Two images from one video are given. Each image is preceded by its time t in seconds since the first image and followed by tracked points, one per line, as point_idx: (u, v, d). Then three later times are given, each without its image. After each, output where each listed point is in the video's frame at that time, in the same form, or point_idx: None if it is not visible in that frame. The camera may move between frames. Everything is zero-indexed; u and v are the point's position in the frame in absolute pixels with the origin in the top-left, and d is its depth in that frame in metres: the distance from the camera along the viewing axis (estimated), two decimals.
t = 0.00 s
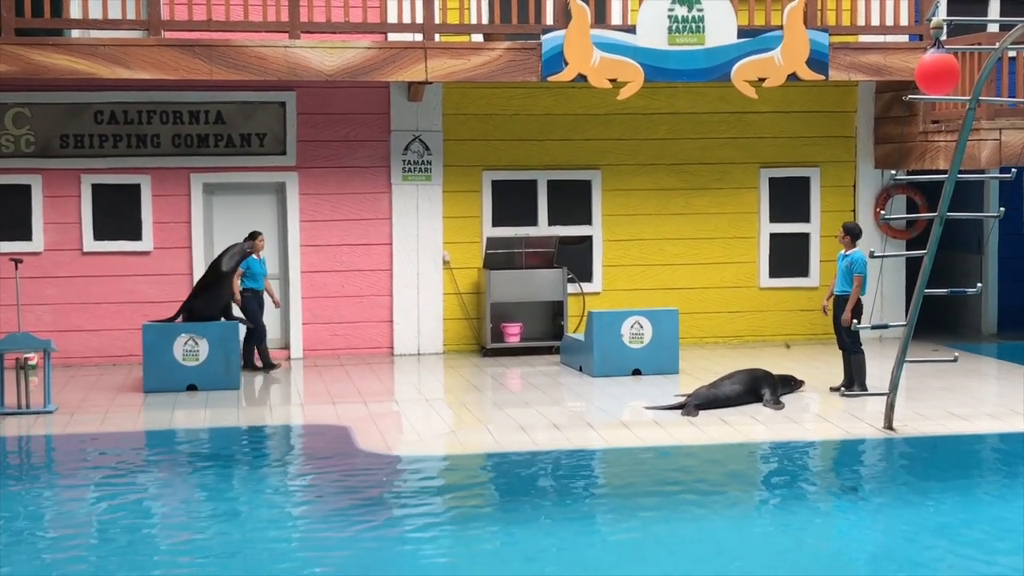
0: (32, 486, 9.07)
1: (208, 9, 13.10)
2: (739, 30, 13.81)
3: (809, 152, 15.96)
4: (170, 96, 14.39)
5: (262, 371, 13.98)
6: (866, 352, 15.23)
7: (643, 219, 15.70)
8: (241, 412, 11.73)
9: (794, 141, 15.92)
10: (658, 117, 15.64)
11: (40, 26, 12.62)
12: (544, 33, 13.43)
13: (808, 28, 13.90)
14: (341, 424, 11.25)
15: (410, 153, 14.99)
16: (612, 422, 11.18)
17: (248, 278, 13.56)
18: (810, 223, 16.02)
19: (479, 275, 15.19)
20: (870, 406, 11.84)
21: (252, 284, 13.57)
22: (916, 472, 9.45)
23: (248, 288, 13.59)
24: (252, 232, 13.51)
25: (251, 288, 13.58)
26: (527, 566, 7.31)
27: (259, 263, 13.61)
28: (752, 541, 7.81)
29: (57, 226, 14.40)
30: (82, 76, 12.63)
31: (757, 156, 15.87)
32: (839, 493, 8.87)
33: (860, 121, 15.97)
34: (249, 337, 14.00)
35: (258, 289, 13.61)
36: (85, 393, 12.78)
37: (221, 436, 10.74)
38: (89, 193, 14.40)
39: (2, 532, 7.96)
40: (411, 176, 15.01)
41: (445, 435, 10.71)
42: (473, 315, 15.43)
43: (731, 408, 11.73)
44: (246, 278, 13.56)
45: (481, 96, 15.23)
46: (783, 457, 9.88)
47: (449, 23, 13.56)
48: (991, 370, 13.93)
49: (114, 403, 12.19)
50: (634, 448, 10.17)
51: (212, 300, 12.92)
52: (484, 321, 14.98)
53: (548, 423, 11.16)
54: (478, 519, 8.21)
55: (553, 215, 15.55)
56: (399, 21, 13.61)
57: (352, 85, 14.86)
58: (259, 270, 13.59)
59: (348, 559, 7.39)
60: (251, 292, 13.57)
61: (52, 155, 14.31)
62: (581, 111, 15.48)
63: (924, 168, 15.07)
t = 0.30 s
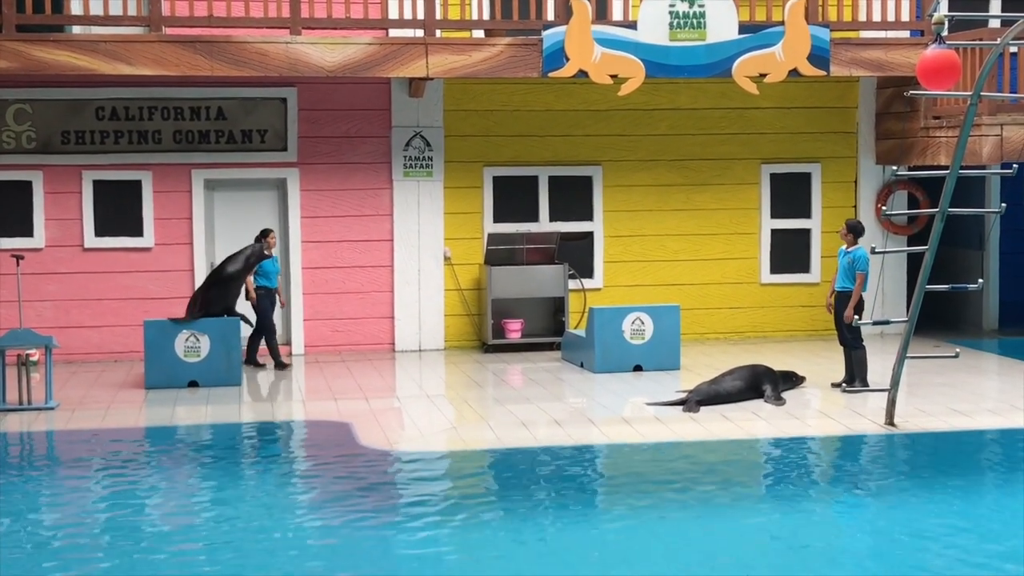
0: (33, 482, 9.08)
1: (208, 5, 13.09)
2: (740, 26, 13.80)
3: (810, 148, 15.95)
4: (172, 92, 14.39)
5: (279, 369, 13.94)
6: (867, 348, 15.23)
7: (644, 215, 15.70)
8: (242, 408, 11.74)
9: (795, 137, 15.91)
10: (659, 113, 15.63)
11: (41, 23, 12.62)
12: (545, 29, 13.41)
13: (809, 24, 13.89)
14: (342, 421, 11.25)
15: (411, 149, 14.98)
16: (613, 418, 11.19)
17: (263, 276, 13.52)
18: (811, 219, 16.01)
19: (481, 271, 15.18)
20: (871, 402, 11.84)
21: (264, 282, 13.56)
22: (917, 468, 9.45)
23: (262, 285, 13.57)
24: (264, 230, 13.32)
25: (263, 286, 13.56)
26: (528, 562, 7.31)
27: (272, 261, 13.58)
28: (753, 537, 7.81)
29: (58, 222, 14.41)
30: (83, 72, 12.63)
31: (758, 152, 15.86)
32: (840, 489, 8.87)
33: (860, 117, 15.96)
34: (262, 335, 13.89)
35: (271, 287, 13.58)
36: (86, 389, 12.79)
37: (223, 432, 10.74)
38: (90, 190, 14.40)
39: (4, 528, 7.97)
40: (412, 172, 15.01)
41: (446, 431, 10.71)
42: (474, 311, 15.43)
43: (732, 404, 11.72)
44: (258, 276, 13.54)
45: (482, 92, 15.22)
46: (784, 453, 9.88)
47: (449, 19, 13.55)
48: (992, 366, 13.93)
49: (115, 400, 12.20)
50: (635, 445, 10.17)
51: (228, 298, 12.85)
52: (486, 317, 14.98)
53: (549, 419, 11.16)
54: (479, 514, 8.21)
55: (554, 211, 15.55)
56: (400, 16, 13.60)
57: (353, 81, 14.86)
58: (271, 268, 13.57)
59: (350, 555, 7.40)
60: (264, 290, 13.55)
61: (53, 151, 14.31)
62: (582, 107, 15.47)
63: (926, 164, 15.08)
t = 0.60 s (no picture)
0: (31, 480, 9.07)
1: (206, 3, 13.08)
2: (739, 25, 13.80)
3: (808, 147, 15.95)
4: (170, 90, 14.38)
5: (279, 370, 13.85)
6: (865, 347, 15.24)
7: (642, 214, 15.70)
8: (239, 406, 11.74)
9: (793, 136, 15.92)
10: (658, 112, 15.62)
11: (39, 20, 12.61)
12: (544, 28, 13.41)
13: (808, 22, 13.89)
14: (340, 419, 11.24)
15: (410, 148, 14.97)
16: (612, 417, 11.19)
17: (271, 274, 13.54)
18: (809, 218, 16.02)
19: (479, 270, 15.18)
20: (869, 401, 11.84)
21: (273, 280, 13.57)
22: (915, 467, 9.46)
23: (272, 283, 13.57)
24: (272, 227, 13.66)
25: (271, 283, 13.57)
26: (528, 561, 7.30)
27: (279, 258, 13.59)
28: (751, 536, 7.81)
29: (55, 220, 14.39)
30: (81, 70, 12.62)
31: (757, 151, 15.87)
32: (839, 488, 8.87)
33: (859, 116, 15.96)
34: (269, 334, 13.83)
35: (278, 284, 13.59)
36: (84, 387, 12.78)
37: (221, 431, 10.73)
38: (87, 187, 14.39)
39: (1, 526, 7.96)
40: (410, 171, 15.00)
41: (445, 430, 10.71)
42: (472, 310, 15.42)
43: (730, 403, 11.72)
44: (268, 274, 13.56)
45: (480, 91, 15.22)
46: (782, 452, 9.88)
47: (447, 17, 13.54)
48: (990, 365, 13.94)
49: (113, 398, 12.18)
50: (633, 443, 10.17)
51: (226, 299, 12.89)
52: (484, 315, 14.98)
53: (547, 418, 11.15)
54: (477, 513, 8.21)
55: (553, 210, 15.54)
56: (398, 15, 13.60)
57: (351, 80, 14.85)
58: (279, 265, 13.55)
59: (349, 554, 7.39)
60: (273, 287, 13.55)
61: (51, 149, 14.29)
62: (580, 105, 15.47)
63: (924, 163, 15.08)
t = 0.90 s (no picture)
0: (29, 480, 9.07)
1: (204, 4, 13.08)
2: (736, 27, 13.81)
3: (805, 149, 15.97)
4: (167, 91, 14.38)
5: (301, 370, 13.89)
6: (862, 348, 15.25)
7: (639, 215, 15.70)
8: (237, 407, 11.74)
9: (791, 138, 15.93)
10: (655, 113, 15.64)
11: (37, 20, 12.61)
12: (541, 29, 13.42)
13: (805, 24, 13.90)
14: (338, 420, 11.24)
15: (407, 148, 14.97)
16: (609, 418, 11.19)
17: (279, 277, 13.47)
18: (806, 219, 16.03)
19: (476, 271, 15.18)
20: (866, 402, 11.85)
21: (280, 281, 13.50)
22: (912, 468, 9.47)
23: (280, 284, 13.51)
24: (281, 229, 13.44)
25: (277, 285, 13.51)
26: (525, 561, 7.31)
27: (287, 259, 13.50)
28: (747, 537, 7.82)
29: (53, 221, 14.39)
30: (79, 71, 12.62)
31: (754, 153, 15.88)
32: (835, 489, 8.88)
33: (856, 117, 15.98)
34: (269, 334, 13.79)
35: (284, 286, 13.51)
36: (81, 388, 12.77)
37: (218, 431, 10.73)
38: (85, 188, 14.39)
39: None
40: (408, 172, 15.00)
41: (442, 430, 10.72)
42: (469, 311, 15.43)
43: (727, 404, 11.72)
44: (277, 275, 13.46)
45: (478, 92, 15.23)
46: (778, 453, 9.89)
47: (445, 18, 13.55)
48: (987, 367, 13.95)
49: (110, 398, 12.18)
50: (630, 444, 10.18)
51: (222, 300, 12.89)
52: (481, 316, 14.99)
53: (544, 419, 11.15)
54: (474, 514, 8.21)
55: (550, 211, 15.55)
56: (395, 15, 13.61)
57: (349, 80, 14.85)
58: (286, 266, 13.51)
59: (345, 555, 7.39)
60: (279, 289, 13.49)
61: (49, 150, 14.29)
62: (577, 107, 15.48)
63: (921, 164, 15.09)
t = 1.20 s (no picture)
0: (25, 483, 9.06)
1: (201, 7, 13.08)
2: (733, 30, 13.82)
3: (802, 152, 15.98)
4: (164, 93, 14.37)
5: (313, 374, 13.80)
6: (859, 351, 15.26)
7: (636, 218, 15.71)
8: (234, 410, 11.73)
9: (788, 141, 15.94)
10: (652, 116, 15.65)
11: (34, 23, 12.61)
12: (538, 32, 13.44)
13: (801, 27, 13.92)
14: (335, 423, 11.23)
15: (404, 151, 14.97)
16: (606, 421, 11.19)
17: (291, 281, 13.38)
18: (803, 222, 16.04)
19: (473, 274, 15.18)
20: (863, 405, 11.85)
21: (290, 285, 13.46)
22: (908, 472, 9.47)
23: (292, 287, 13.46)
24: (294, 235, 13.34)
25: (287, 289, 13.45)
26: (523, 564, 7.31)
27: (299, 263, 13.39)
28: (745, 540, 7.82)
29: (50, 223, 14.38)
30: (76, 73, 12.62)
31: (751, 156, 15.89)
32: (832, 492, 8.88)
33: (853, 121, 16.00)
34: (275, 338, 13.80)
35: (294, 288, 13.49)
36: (78, 390, 12.76)
37: (215, 435, 10.72)
38: (82, 191, 14.38)
39: None
40: (405, 174, 15.00)
41: (440, 434, 10.72)
42: (467, 314, 15.43)
43: (724, 407, 11.73)
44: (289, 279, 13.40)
45: (475, 95, 15.23)
46: (775, 456, 9.89)
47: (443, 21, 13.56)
48: (984, 370, 13.96)
49: (107, 401, 12.17)
50: (627, 448, 10.18)
51: (220, 303, 12.86)
52: (478, 319, 14.99)
53: (542, 422, 11.15)
54: (471, 517, 8.21)
55: (547, 214, 15.56)
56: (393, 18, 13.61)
57: (346, 83, 14.85)
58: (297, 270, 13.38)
59: (343, 558, 7.39)
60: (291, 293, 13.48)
61: (46, 152, 14.28)
62: (575, 109, 15.48)
63: (917, 168, 15.10)
